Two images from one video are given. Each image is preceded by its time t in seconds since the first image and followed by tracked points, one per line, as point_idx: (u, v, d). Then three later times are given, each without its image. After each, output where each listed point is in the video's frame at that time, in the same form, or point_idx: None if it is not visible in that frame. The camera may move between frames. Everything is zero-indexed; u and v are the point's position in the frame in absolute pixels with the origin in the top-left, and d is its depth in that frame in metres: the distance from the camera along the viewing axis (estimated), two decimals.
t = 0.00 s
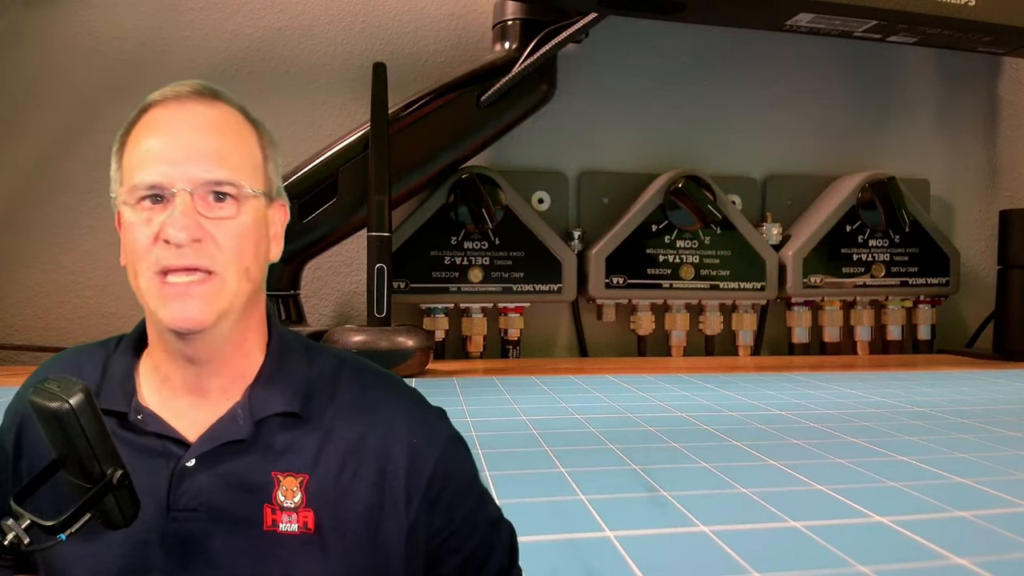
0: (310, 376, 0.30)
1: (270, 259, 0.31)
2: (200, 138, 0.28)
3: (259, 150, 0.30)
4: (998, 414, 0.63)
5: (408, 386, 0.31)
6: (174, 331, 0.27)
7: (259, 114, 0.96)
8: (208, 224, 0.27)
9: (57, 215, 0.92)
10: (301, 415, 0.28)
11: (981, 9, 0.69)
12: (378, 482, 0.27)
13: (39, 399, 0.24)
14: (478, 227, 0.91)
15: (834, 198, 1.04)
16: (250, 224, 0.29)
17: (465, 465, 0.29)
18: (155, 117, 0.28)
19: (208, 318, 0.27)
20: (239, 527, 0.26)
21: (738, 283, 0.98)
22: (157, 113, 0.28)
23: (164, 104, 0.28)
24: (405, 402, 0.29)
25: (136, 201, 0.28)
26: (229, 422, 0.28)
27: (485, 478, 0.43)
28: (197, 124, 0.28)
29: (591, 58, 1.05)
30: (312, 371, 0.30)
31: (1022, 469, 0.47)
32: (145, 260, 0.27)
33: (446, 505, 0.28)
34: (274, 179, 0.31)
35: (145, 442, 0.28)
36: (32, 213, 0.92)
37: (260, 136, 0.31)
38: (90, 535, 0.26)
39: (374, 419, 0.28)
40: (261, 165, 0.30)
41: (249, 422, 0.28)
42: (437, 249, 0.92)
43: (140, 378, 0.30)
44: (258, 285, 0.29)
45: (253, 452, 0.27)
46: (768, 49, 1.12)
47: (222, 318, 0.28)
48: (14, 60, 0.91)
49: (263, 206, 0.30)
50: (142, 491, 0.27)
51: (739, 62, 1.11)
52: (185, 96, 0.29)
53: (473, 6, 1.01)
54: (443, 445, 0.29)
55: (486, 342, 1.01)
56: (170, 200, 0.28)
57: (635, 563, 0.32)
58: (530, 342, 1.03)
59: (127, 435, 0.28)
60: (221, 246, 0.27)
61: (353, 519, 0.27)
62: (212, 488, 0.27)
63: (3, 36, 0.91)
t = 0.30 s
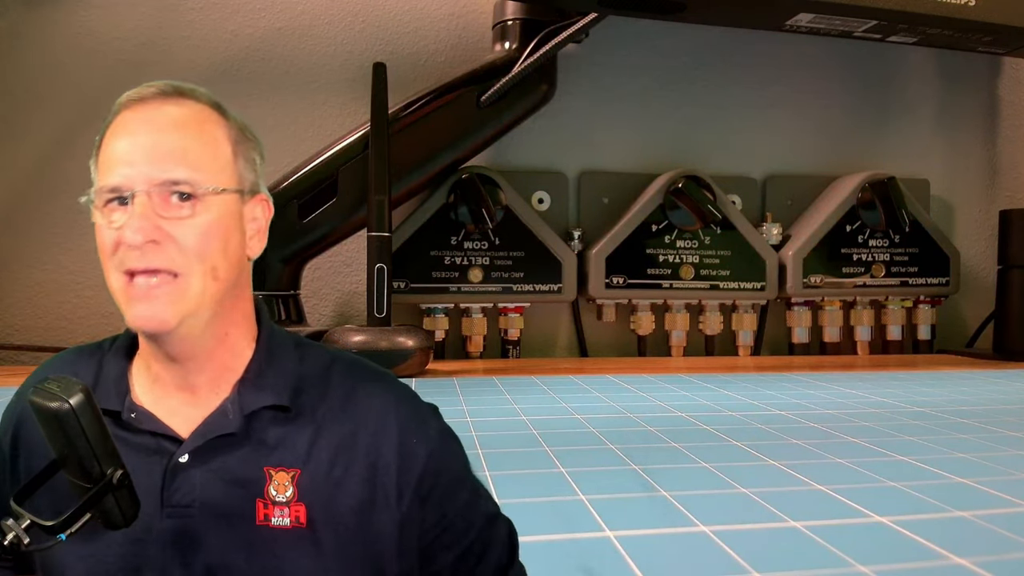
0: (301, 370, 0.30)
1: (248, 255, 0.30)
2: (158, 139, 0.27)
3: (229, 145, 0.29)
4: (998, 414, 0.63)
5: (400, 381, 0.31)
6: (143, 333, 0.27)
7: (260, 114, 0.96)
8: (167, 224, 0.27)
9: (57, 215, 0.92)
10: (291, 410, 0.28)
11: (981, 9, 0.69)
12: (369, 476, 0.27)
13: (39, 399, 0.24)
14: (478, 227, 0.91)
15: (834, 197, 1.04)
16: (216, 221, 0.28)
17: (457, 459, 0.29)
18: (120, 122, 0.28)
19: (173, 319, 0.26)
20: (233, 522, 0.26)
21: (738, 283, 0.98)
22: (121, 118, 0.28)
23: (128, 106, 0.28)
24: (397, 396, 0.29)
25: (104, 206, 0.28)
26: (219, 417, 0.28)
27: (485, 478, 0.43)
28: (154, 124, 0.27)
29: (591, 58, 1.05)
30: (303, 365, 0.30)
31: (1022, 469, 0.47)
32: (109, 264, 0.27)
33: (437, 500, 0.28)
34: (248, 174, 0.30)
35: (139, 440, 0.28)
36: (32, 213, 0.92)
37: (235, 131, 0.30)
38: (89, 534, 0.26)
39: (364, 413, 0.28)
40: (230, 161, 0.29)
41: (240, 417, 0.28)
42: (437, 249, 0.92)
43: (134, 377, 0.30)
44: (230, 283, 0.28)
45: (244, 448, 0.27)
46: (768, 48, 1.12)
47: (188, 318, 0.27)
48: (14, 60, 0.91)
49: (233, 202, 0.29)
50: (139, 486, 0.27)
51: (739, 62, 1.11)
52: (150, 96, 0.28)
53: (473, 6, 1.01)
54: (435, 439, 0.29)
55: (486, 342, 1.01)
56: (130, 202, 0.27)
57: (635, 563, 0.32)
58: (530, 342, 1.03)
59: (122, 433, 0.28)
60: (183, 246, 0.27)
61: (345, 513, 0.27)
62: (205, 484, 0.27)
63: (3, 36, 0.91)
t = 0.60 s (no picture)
0: (298, 373, 0.30)
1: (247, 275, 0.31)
2: (173, 174, 0.27)
3: (230, 169, 0.29)
4: (998, 414, 0.63)
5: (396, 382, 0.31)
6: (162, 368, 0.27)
7: (259, 115, 0.96)
8: (191, 263, 0.27)
9: (57, 215, 0.92)
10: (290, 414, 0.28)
11: (981, 9, 0.69)
12: (367, 476, 0.27)
13: (39, 399, 0.24)
14: (478, 227, 0.91)
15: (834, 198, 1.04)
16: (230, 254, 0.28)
17: (453, 458, 0.30)
18: (120, 150, 0.26)
19: (198, 354, 0.27)
20: (233, 525, 0.26)
21: (738, 283, 0.98)
22: (123, 147, 0.26)
23: (128, 133, 0.27)
24: (394, 396, 0.30)
25: (110, 240, 0.27)
26: (220, 424, 0.28)
27: (484, 478, 0.43)
28: (167, 158, 0.27)
29: (591, 59, 1.05)
30: (301, 368, 0.30)
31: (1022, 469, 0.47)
32: (127, 302, 0.27)
33: (434, 498, 0.29)
34: (244, 195, 0.30)
35: (137, 444, 0.28)
36: (32, 213, 0.92)
37: (229, 150, 0.30)
38: (89, 536, 0.26)
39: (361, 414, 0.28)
40: (234, 187, 0.29)
41: (240, 423, 0.28)
42: (437, 249, 0.92)
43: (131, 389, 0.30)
44: (238, 307, 0.29)
45: (243, 452, 0.27)
46: (768, 49, 1.12)
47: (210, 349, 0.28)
48: (14, 60, 0.91)
49: (240, 230, 0.29)
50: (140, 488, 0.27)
51: (739, 62, 1.11)
52: (150, 123, 0.27)
53: (473, 6, 1.01)
54: (432, 438, 0.29)
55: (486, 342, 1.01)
56: (148, 241, 0.27)
57: (635, 563, 0.32)
58: (530, 342, 1.03)
59: (119, 438, 0.28)
60: (204, 281, 0.27)
61: (344, 514, 0.27)
62: (204, 488, 0.27)
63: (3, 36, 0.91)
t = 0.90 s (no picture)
0: (298, 377, 0.30)
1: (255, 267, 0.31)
2: (197, 157, 0.28)
3: (247, 160, 0.30)
4: (998, 414, 0.63)
5: (397, 385, 0.31)
6: (169, 348, 0.27)
7: (259, 115, 0.96)
8: (208, 244, 0.27)
9: (57, 215, 0.92)
10: (289, 419, 0.28)
11: (981, 9, 0.69)
12: (367, 484, 0.27)
13: (39, 399, 0.24)
14: (478, 227, 0.91)
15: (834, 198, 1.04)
16: (244, 240, 0.29)
17: (453, 463, 0.30)
18: (148, 131, 0.27)
19: (207, 335, 0.27)
20: (229, 527, 0.26)
21: (738, 283, 0.98)
22: (150, 128, 0.27)
23: (156, 117, 0.28)
24: (395, 401, 0.30)
25: (130, 216, 0.27)
26: (218, 425, 0.28)
27: (484, 478, 0.43)
28: (193, 141, 0.28)
29: (591, 59, 1.05)
30: (300, 371, 0.30)
31: (1021, 469, 0.47)
32: (142, 279, 0.27)
33: (434, 506, 0.29)
34: (259, 189, 0.31)
35: (134, 441, 0.28)
36: (32, 213, 0.92)
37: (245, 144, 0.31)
38: (89, 535, 0.26)
39: (362, 420, 0.28)
40: (250, 178, 0.30)
41: (238, 426, 0.28)
42: (437, 249, 0.92)
43: (128, 382, 0.30)
44: (246, 296, 0.30)
45: (241, 455, 0.27)
46: (768, 49, 1.12)
47: (219, 333, 0.28)
48: (14, 60, 0.91)
49: (253, 220, 0.30)
50: (139, 488, 0.27)
51: (740, 61, 1.11)
52: (178, 107, 0.28)
53: (473, 6, 1.01)
54: (432, 446, 0.29)
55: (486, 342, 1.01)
56: (168, 219, 0.27)
57: (634, 563, 0.32)
58: (530, 342, 1.03)
59: (116, 434, 0.28)
60: (218, 263, 0.28)
61: (341, 521, 0.27)
62: (200, 490, 0.27)
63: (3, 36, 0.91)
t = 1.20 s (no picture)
0: (298, 381, 0.30)
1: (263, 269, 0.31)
2: (208, 150, 0.28)
3: (261, 161, 0.30)
4: (998, 414, 0.63)
5: (398, 391, 0.31)
6: (169, 334, 0.27)
7: (259, 115, 0.96)
8: (211, 237, 0.27)
9: (56, 214, 0.92)
10: (288, 422, 0.28)
11: (981, 9, 0.69)
12: (366, 490, 0.27)
13: (39, 399, 0.24)
14: (478, 227, 0.91)
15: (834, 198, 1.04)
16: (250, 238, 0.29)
17: (452, 470, 0.30)
18: (165, 122, 0.28)
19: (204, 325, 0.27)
20: (228, 529, 0.27)
21: (738, 283, 0.98)
22: (167, 120, 0.28)
23: (174, 110, 0.28)
24: (395, 407, 0.30)
25: (140, 204, 0.28)
26: (217, 427, 0.28)
27: (484, 478, 0.43)
28: (206, 136, 0.28)
29: (592, 59, 1.05)
30: (301, 375, 0.30)
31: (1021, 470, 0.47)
32: (146, 265, 0.27)
33: (435, 514, 0.28)
34: (272, 192, 0.31)
35: (134, 440, 0.28)
36: (32, 213, 0.92)
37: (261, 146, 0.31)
38: (89, 535, 0.26)
39: (362, 426, 0.29)
40: (262, 178, 0.30)
41: (237, 428, 0.28)
42: (437, 249, 0.92)
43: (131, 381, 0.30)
44: (250, 296, 0.30)
45: (240, 458, 0.27)
46: (768, 49, 1.12)
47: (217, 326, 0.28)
48: (14, 60, 0.91)
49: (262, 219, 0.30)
50: (139, 488, 0.27)
51: (740, 61, 1.11)
52: (195, 103, 0.28)
53: (473, 6, 1.01)
54: (432, 453, 0.29)
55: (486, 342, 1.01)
56: (175, 209, 0.27)
57: (634, 563, 0.32)
58: (530, 342, 1.03)
59: (117, 433, 0.28)
60: (220, 256, 0.28)
61: (340, 527, 0.27)
62: (199, 491, 0.27)
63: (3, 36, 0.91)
